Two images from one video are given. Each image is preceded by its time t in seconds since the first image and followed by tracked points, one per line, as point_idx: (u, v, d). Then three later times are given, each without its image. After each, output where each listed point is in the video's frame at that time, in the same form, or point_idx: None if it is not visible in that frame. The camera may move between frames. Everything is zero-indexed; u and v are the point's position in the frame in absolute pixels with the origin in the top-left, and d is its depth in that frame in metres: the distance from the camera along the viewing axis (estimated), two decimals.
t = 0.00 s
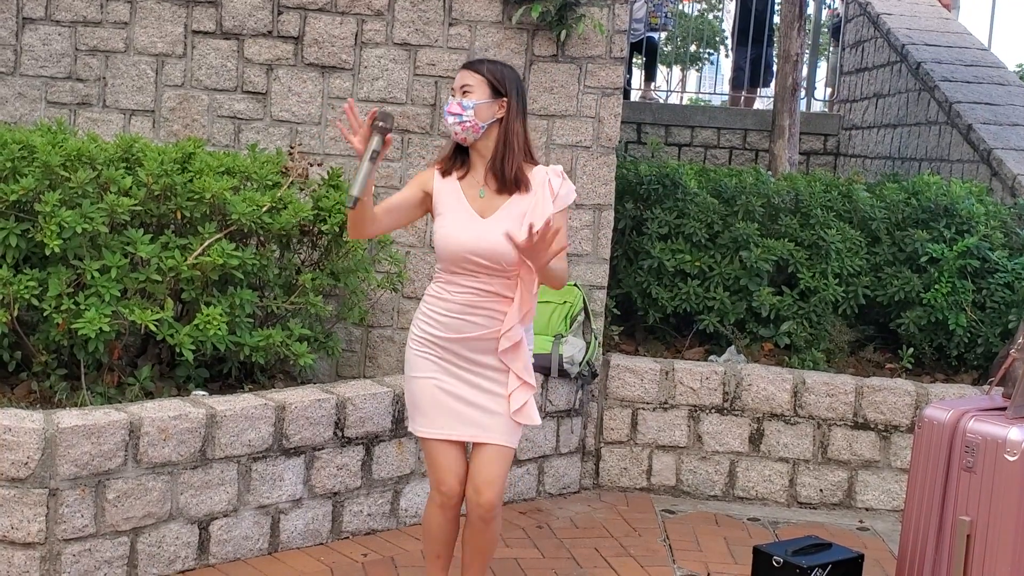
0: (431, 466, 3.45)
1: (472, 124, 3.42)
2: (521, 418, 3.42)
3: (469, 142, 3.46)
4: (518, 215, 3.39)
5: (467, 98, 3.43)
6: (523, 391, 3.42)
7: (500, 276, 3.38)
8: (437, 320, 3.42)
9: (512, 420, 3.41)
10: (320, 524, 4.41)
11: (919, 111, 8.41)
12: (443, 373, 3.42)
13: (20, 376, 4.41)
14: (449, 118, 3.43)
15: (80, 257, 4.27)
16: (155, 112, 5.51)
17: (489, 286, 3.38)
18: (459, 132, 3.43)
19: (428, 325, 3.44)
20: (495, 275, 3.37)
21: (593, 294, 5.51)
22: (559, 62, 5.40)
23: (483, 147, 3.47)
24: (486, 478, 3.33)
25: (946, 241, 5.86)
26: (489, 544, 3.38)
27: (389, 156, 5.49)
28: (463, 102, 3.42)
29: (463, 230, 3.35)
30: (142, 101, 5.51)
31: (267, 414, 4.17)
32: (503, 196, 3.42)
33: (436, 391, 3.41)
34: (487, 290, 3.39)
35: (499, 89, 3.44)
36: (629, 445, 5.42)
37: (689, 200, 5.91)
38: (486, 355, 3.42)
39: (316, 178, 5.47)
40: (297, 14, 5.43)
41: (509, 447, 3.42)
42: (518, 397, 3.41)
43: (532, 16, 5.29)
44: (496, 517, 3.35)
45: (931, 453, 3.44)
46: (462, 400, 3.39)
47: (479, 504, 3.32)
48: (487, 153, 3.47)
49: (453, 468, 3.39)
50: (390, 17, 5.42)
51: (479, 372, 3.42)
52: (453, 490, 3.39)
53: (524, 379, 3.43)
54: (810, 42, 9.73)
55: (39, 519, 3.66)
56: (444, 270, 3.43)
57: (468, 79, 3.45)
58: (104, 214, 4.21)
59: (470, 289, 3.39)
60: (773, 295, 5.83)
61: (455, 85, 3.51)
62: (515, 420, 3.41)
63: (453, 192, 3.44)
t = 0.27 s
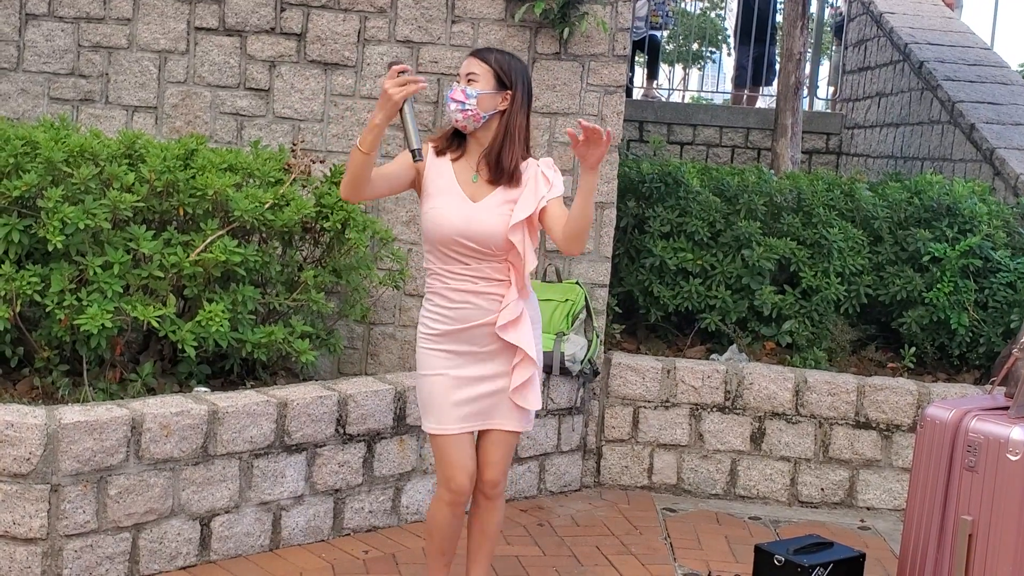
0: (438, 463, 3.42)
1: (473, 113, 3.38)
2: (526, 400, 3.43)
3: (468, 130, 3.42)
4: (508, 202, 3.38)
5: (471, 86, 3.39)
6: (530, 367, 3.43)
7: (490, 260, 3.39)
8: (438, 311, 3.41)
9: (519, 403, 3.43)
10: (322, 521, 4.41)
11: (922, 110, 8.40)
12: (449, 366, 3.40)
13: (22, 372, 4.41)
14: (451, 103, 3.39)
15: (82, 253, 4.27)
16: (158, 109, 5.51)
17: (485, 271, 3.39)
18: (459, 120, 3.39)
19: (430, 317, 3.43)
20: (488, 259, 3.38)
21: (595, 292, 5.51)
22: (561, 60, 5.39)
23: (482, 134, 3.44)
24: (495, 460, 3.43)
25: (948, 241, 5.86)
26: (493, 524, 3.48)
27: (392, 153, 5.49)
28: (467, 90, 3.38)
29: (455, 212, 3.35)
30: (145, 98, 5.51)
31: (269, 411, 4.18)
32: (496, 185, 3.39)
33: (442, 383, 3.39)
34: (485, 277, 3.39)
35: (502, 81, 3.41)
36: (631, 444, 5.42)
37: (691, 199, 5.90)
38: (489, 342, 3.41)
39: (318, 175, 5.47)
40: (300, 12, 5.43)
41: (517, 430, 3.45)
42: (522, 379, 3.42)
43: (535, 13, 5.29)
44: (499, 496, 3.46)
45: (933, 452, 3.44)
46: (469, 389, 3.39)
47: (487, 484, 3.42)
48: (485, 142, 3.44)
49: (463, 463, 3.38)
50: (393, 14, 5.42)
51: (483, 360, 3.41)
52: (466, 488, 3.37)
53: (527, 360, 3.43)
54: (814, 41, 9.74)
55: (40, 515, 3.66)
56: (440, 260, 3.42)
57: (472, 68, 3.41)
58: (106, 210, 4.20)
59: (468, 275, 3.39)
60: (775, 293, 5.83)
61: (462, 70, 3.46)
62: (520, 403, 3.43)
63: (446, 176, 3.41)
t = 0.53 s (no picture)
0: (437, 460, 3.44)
1: (479, 115, 3.40)
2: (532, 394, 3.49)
3: (477, 130, 3.44)
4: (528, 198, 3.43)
5: (472, 88, 3.40)
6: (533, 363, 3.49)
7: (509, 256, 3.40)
8: (449, 310, 3.37)
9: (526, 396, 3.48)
10: (323, 519, 4.41)
11: (924, 109, 8.40)
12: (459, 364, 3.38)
13: (24, 370, 4.41)
14: (454, 108, 3.41)
15: (84, 251, 4.27)
16: (160, 107, 5.51)
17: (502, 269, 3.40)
18: (466, 123, 3.42)
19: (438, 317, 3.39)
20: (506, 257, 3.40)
21: (597, 291, 5.50)
22: (563, 58, 5.39)
23: (491, 132, 3.46)
24: (497, 460, 3.42)
25: (951, 239, 5.85)
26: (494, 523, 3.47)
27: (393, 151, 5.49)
28: (467, 92, 3.40)
29: (480, 210, 3.33)
30: (147, 96, 5.51)
31: (271, 409, 4.18)
32: (514, 183, 3.43)
33: (451, 383, 3.37)
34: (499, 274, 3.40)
35: (503, 79, 3.42)
36: (632, 442, 5.42)
37: (693, 197, 5.90)
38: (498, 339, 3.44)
39: (320, 174, 5.47)
40: (302, 10, 5.43)
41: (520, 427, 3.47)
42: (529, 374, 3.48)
43: (537, 12, 5.29)
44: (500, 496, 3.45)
45: (936, 451, 3.44)
46: (479, 387, 3.39)
47: (489, 485, 3.41)
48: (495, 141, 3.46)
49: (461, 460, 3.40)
50: (395, 12, 5.42)
51: (492, 357, 3.43)
52: (463, 483, 3.40)
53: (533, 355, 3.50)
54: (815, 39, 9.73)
55: (42, 513, 3.66)
56: (453, 258, 3.39)
57: (472, 69, 3.42)
58: (109, 209, 4.21)
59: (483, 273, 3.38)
60: (777, 292, 5.82)
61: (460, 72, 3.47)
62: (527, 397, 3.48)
63: (465, 173, 3.39)
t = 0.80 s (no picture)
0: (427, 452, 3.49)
1: (478, 121, 3.38)
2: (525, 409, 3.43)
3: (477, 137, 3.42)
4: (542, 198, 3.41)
5: (468, 96, 3.38)
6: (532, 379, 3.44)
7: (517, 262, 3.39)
8: (447, 309, 3.40)
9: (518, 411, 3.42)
10: (325, 520, 4.41)
11: (926, 109, 8.39)
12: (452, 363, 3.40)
13: (26, 371, 4.40)
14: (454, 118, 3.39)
15: (86, 252, 4.27)
16: (162, 107, 5.51)
17: (507, 275, 3.39)
18: (465, 131, 3.40)
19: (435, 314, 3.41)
20: (511, 264, 3.39)
21: (599, 291, 5.50)
22: (566, 59, 5.39)
23: (493, 137, 3.44)
24: (489, 473, 3.31)
25: (953, 240, 5.85)
26: (489, 537, 3.36)
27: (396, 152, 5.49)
28: (465, 100, 3.38)
29: (488, 212, 3.34)
30: (149, 97, 5.51)
31: (273, 410, 4.18)
32: (523, 185, 3.41)
33: (440, 380, 3.40)
34: (504, 280, 3.39)
35: (499, 84, 3.40)
36: (634, 443, 5.41)
37: (695, 198, 5.89)
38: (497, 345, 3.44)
39: (322, 174, 5.47)
40: (305, 11, 5.43)
41: (509, 442, 3.40)
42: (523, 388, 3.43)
43: (540, 13, 5.28)
44: (495, 511, 3.32)
45: (939, 452, 3.43)
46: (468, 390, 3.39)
47: (479, 496, 3.30)
48: (496, 146, 3.43)
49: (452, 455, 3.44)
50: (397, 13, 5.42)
51: (490, 363, 3.43)
52: (453, 475, 3.45)
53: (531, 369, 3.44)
54: (817, 40, 9.64)
55: (44, 514, 3.66)
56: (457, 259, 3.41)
57: (467, 77, 3.39)
58: (111, 209, 4.21)
59: (485, 277, 3.38)
60: (779, 293, 5.82)
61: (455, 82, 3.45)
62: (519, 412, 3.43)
63: (473, 180, 3.40)
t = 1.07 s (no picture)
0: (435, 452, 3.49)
1: (484, 111, 3.37)
2: (530, 404, 3.41)
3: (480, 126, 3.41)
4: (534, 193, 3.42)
5: (479, 84, 3.37)
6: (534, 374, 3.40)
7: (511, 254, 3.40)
8: (447, 307, 3.43)
9: (523, 405, 3.41)
10: (327, 521, 4.41)
11: (928, 111, 8.39)
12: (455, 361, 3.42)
13: (29, 371, 4.41)
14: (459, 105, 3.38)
15: (90, 252, 4.28)
16: (165, 108, 5.52)
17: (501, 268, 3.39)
18: (470, 118, 3.38)
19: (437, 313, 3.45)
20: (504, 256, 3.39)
21: (601, 292, 5.50)
22: (568, 60, 5.39)
23: (494, 129, 3.44)
24: (498, 463, 3.39)
25: (955, 242, 5.85)
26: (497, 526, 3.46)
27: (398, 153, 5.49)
28: (475, 87, 3.36)
29: (480, 205, 3.35)
30: (152, 97, 5.52)
31: (275, 411, 4.18)
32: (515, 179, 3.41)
33: (446, 379, 3.42)
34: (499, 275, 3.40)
35: (513, 78, 3.39)
36: (636, 444, 5.41)
37: (697, 199, 5.89)
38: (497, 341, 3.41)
39: (325, 175, 5.48)
40: (308, 12, 5.44)
41: (521, 434, 3.44)
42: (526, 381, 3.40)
43: (542, 14, 5.28)
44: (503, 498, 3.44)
45: (941, 454, 3.43)
46: (472, 387, 3.40)
47: (489, 485, 3.40)
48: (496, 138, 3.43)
49: (462, 454, 3.45)
50: (400, 14, 5.42)
51: (492, 359, 3.42)
52: (463, 474, 3.46)
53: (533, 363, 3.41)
54: (820, 41, 9.71)
55: (46, 514, 3.66)
56: (454, 257, 3.43)
57: (482, 65, 3.38)
58: (114, 210, 4.21)
59: (481, 272, 3.39)
60: (782, 294, 5.82)
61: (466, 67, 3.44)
62: (525, 406, 3.41)
63: (466, 171, 3.41)
